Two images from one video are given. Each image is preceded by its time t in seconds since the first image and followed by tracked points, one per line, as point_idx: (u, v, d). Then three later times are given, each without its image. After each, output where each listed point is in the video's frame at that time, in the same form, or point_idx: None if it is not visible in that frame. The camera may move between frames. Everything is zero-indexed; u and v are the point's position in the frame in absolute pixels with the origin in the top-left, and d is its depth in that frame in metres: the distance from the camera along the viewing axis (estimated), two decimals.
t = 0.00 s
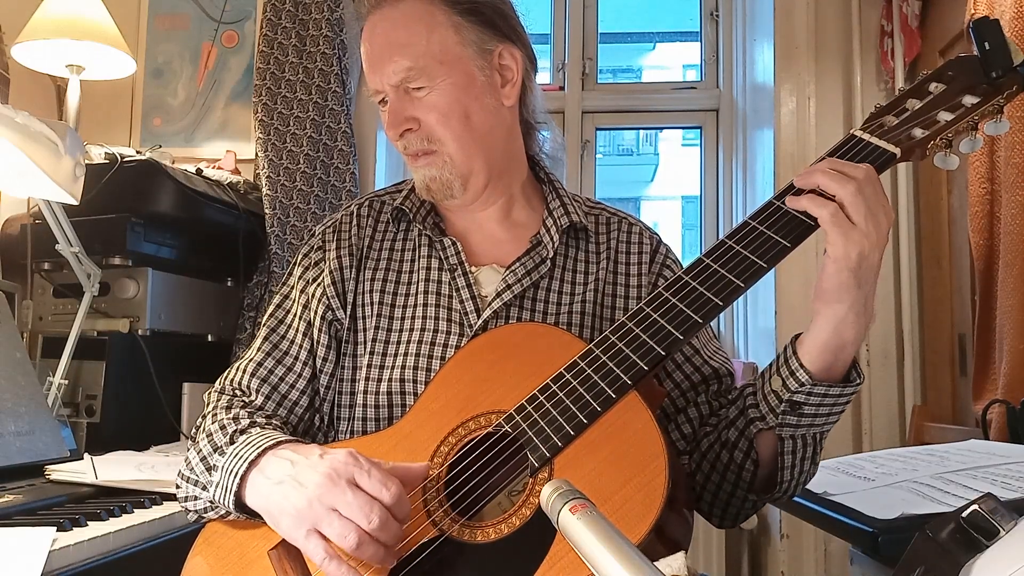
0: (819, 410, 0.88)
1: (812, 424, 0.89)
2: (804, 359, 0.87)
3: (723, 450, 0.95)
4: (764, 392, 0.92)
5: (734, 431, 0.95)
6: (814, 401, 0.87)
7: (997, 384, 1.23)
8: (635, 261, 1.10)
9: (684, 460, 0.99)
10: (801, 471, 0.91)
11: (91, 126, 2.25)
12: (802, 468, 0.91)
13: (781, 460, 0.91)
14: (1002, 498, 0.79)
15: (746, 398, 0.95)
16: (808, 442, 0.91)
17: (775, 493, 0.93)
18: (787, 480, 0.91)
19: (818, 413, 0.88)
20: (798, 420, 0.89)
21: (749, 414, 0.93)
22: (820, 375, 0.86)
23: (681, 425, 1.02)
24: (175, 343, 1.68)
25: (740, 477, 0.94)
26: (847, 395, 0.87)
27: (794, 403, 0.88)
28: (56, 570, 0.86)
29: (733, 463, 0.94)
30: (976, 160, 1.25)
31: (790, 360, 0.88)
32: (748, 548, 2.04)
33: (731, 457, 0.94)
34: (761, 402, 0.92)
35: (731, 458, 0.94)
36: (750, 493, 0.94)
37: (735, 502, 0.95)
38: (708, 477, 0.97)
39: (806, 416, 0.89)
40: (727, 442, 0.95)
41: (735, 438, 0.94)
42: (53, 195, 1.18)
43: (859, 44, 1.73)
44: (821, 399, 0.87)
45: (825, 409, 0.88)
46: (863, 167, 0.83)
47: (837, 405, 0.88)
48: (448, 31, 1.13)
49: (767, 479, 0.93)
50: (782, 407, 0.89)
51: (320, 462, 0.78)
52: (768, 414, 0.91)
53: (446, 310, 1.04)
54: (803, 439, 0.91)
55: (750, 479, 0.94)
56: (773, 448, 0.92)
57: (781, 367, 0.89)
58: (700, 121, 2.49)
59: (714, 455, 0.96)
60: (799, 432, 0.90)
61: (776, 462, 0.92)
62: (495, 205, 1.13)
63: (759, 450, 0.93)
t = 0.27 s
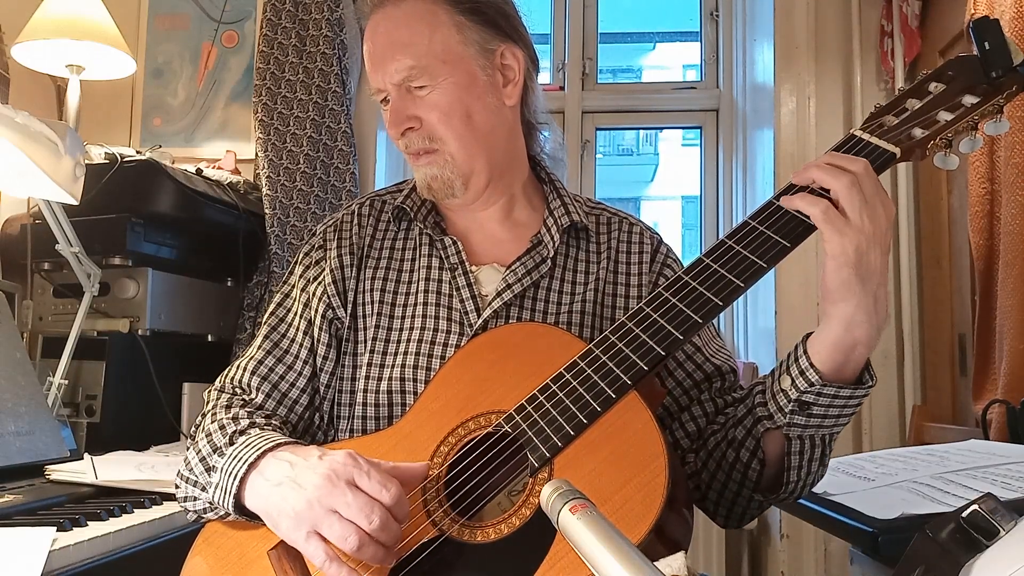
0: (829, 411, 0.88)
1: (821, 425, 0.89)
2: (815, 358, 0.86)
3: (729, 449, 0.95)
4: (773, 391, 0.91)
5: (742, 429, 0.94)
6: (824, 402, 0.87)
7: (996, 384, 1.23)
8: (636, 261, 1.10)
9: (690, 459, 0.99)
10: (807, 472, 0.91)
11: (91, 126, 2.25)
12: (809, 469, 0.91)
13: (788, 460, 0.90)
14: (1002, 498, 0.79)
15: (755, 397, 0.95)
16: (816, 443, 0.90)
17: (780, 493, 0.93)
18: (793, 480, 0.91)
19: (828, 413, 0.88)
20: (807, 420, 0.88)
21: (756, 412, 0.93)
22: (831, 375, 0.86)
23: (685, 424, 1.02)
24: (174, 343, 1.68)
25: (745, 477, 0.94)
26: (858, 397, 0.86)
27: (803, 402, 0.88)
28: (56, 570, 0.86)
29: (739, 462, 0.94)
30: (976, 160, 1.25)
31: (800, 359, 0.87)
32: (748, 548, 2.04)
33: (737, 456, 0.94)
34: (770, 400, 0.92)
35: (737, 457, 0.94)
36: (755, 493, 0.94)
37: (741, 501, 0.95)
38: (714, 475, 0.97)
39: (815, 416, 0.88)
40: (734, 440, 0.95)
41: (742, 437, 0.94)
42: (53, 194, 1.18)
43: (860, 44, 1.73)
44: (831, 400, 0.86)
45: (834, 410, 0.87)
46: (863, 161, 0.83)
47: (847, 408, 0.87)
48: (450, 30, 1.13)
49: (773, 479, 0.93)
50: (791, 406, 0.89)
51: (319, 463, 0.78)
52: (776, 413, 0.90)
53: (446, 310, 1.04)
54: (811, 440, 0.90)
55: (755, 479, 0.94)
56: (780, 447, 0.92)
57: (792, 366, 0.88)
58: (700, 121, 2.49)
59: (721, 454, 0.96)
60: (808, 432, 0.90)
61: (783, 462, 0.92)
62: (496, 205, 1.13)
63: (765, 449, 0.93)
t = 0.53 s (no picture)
0: (823, 409, 0.87)
1: (815, 424, 0.88)
2: (808, 355, 0.86)
3: (725, 445, 0.95)
4: (768, 387, 0.91)
5: (737, 426, 0.94)
6: (818, 399, 0.86)
7: (996, 384, 1.23)
8: (637, 261, 1.10)
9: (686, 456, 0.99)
10: (801, 471, 0.91)
11: (91, 126, 2.25)
12: (803, 468, 0.91)
13: (780, 458, 0.91)
14: (1002, 498, 0.79)
15: (751, 394, 0.95)
16: (812, 442, 0.90)
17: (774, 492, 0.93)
18: (787, 479, 0.91)
19: (822, 412, 0.87)
20: (801, 417, 0.88)
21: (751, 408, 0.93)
22: (825, 373, 0.85)
23: (681, 423, 1.03)
24: (175, 344, 1.68)
25: (740, 475, 0.94)
26: (852, 396, 0.86)
27: (796, 399, 0.88)
28: (56, 570, 0.86)
29: (735, 458, 0.94)
30: (976, 160, 1.25)
31: (794, 356, 0.87)
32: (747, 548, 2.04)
33: (733, 453, 0.94)
34: (765, 396, 0.92)
35: (733, 453, 0.94)
36: (750, 492, 0.94)
37: (736, 500, 0.96)
38: (710, 473, 0.97)
39: (809, 414, 0.88)
40: (729, 437, 0.95)
41: (738, 433, 0.94)
42: (54, 194, 1.18)
43: (860, 44, 1.73)
44: (825, 398, 0.86)
45: (829, 408, 0.87)
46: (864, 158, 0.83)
47: (843, 405, 0.87)
48: (452, 30, 1.13)
49: (767, 479, 0.93)
50: (785, 403, 0.89)
51: (329, 474, 0.78)
52: (770, 409, 0.91)
53: (447, 309, 1.04)
54: (807, 438, 0.90)
55: (751, 475, 0.93)
56: (774, 445, 0.92)
57: (786, 362, 0.88)
58: (700, 121, 2.49)
59: (716, 450, 0.96)
60: (802, 430, 0.89)
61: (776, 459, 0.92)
62: (497, 204, 1.13)
63: (760, 446, 0.93)
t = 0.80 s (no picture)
0: (815, 411, 0.88)
1: (809, 425, 0.89)
2: (799, 358, 0.86)
3: (719, 450, 0.95)
4: (759, 394, 0.92)
5: (730, 431, 0.94)
6: (810, 402, 0.87)
7: (997, 384, 1.23)
8: (637, 262, 1.10)
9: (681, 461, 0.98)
10: (799, 472, 0.91)
11: (91, 126, 2.26)
12: (800, 470, 0.91)
13: (778, 461, 0.91)
14: (1002, 498, 0.79)
15: (741, 399, 0.96)
16: (805, 443, 0.91)
17: (772, 494, 0.93)
18: (786, 480, 0.91)
19: (815, 414, 0.88)
20: (795, 421, 0.89)
21: (744, 415, 0.93)
22: (815, 376, 0.86)
23: (676, 427, 1.02)
24: (174, 344, 1.68)
25: (734, 478, 0.94)
26: (841, 395, 0.87)
27: (790, 404, 0.88)
28: (56, 570, 0.86)
29: (729, 462, 0.94)
30: (976, 159, 1.25)
31: (785, 361, 0.88)
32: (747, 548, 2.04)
33: (727, 457, 0.94)
34: (757, 402, 0.92)
35: (728, 458, 0.94)
36: (746, 494, 0.94)
37: (731, 502, 0.95)
38: (704, 479, 0.97)
39: (802, 417, 0.88)
40: (723, 442, 0.95)
41: (731, 438, 0.94)
42: (54, 194, 1.18)
43: (860, 44, 1.73)
44: (817, 400, 0.87)
45: (821, 409, 0.88)
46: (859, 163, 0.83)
47: (833, 405, 0.87)
48: (453, 30, 1.13)
49: (763, 480, 0.93)
50: (778, 408, 0.89)
51: (332, 476, 0.78)
52: (764, 415, 0.91)
53: (447, 310, 1.04)
54: (801, 440, 0.91)
55: (746, 479, 0.93)
56: (770, 449, 0.92)
57: (777, 368, 0.88)
58: (700, 121, 2.49)
59: (710, 455, 0.96)
60: (796, 433, 0.90)
61: (774, 463, 0.92)
62: (498, 205, 1.13)
63: (754, 450, 0.92)
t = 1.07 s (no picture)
0: (838, 411, 0.88)
1: (830, 425, 0.89)
2: (827, 359, 0.86)
3: (735, 448, 0.94)
4: (782, 394, 0.91)
5: (749, 430, 0.94)
6: (835, 403, 0.87)
7: (996, 384, 1.23)
8: (637, 262, 1.10)
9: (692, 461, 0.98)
10: (816, 471, 0.92)
11: (91, 126, 2.26)
12: (818, 469, 0.92)
13: (801, 460, 0.91)
14: (1002, 498, 0.79)
15: (760, 398, 0.95)
16: (825, 442, 0.91)
17: (788, 493, 0.94)
18: (804, 480, 0.92)
19: (837, 414, 0.89)
20: (820, 421, 0.89)
21: (766, 415, 0.92)
22: (842, 377, 0.86)
23: (687, 425, 1.02)
24: (175, 344, 1.68)
25: (751, 478, 0.94)
26: (866, 396, 0.87)
27: (816, 404, 0.88)
28: (56, 570, 0.86)
29: (747, 462, 0.94)
30: (976, 160, 1.25)
31: (812, 362, 0.87)
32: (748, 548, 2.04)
33: (743, 456, 0.94)
34: (780, 402, 0.92)
35: (744, 457, 0.94)
36: (761, 492, 0.94)
37: (745, 500, 0.95)
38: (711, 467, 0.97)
39: (827, 417, 0.89)
40: (741, 441, 0.94)
41: (750, 438, 0.94)
42: (53, 194, 1.18)
43: (859, 44, 1.73)
44: (842, 401, 0.87)
45: (844, 409, 0.88)
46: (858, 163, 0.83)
47: (856, 406, 0.88)
48: (450, 30, 1.13)
49: (779, 478, 0.94)
50: (804, 409, 0.89)
51: (330, 458, 0.78)
52: (787, 415, 0.90)
53: (447, 310, 1.04)
54: (821, 440, 0.91)
55: (761, 479, 0.94)
56: (791, 448, 0.92)
57: (804, 368, 0.88)
58: (700, 121, 2.49)
59: (725, 454, 0.95)
60: (818, 433, 0.90)
61: (795, 462, 0.92)
62: (497, 205, 1.13)
63: (775, 449, 0.93)
